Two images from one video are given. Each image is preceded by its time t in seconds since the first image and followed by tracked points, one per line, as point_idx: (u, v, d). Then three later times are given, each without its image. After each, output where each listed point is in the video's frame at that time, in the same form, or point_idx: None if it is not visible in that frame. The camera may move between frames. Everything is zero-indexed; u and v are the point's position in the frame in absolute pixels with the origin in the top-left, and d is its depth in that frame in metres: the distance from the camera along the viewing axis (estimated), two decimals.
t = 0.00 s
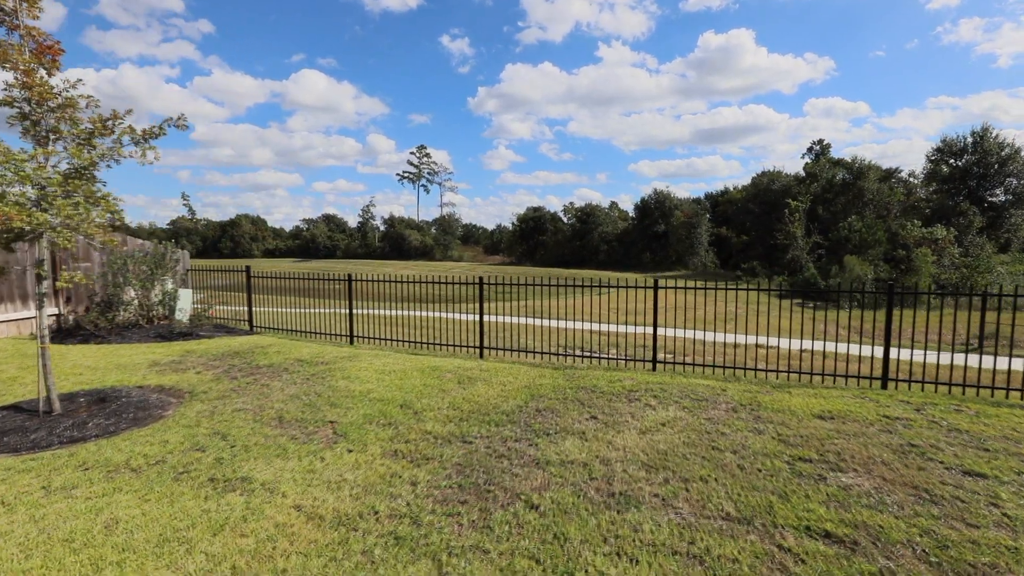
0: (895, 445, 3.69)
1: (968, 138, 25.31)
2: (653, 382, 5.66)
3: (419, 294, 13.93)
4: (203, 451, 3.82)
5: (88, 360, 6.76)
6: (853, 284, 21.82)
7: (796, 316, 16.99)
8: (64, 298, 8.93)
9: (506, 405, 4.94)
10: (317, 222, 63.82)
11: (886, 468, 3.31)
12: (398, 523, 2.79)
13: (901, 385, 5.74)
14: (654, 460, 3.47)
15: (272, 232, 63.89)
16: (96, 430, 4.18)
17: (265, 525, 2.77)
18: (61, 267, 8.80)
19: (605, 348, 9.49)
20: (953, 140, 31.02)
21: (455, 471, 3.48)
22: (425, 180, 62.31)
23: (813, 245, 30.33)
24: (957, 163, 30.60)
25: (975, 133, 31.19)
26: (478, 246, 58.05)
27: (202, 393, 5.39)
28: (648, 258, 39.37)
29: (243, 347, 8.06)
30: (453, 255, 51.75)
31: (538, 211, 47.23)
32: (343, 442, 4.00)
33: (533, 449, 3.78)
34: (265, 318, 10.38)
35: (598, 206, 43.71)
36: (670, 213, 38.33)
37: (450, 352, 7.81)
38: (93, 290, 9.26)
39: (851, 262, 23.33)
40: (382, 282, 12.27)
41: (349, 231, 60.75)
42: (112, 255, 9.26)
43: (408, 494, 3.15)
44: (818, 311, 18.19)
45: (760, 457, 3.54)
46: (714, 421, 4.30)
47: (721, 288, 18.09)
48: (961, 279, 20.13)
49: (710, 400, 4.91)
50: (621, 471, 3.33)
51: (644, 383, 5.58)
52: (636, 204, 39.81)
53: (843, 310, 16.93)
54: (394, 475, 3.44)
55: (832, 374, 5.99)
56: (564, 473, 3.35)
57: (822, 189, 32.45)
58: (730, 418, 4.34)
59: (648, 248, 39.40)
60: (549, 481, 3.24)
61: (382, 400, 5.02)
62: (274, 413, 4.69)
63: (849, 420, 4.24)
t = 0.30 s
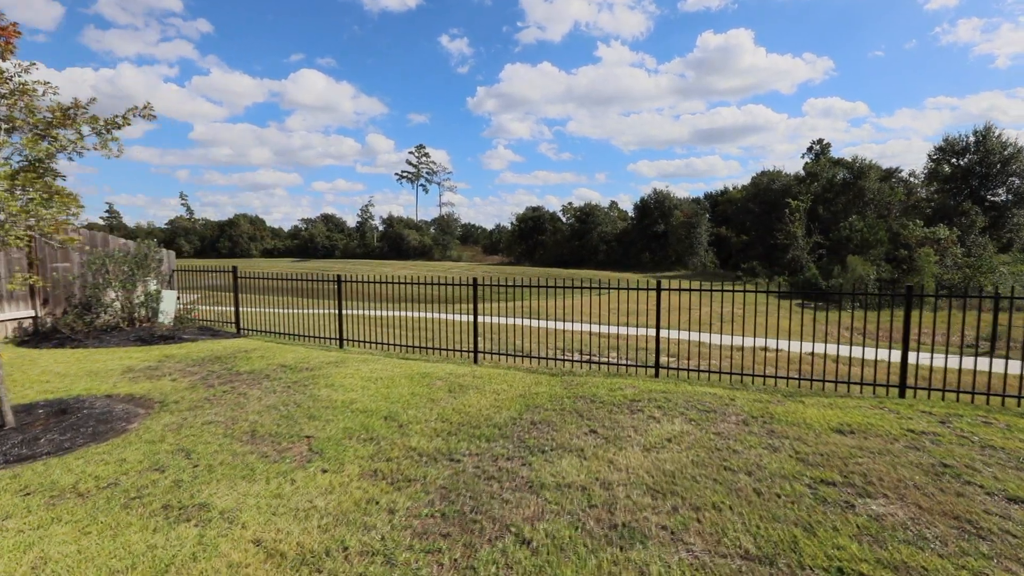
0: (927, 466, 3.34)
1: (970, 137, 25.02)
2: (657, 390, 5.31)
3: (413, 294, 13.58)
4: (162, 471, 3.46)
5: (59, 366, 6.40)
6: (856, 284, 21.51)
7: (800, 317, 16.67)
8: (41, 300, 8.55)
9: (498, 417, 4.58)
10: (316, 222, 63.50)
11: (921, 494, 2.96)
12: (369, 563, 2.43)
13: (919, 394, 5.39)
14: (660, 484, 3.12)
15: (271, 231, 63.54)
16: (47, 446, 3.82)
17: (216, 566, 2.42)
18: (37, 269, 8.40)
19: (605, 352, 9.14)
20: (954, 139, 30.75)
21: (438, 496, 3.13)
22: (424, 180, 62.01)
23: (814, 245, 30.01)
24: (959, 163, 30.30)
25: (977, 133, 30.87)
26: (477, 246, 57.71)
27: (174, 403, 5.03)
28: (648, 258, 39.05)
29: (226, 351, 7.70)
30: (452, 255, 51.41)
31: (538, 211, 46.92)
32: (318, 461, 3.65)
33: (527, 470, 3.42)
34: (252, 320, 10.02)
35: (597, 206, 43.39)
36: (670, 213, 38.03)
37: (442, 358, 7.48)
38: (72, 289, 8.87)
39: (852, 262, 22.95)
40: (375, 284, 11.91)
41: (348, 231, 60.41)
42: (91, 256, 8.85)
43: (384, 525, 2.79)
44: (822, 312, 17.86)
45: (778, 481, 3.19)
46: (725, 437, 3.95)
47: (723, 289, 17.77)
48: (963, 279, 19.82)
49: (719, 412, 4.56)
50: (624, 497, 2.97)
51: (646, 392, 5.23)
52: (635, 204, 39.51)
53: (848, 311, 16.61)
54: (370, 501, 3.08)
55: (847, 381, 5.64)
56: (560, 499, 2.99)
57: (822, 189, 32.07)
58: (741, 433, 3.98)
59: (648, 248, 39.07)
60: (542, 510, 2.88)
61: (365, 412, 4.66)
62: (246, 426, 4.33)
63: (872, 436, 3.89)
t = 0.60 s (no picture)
0: (968, 492, 2.98)
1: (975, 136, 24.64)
2: (662, 400, 4.95)
3: (408, 296, 13.23)
4: (111, 496, 3.10)
5: (27, 373, 6.04)
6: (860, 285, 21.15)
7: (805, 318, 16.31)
8: (18, 302, 8.16)
9: (489, 431, 4.23)
10: (315, 222, 63.15)
11: (966, 527, 2.60)
12: None
13: (941, 403, 5.04)
14: (668, 515, 2.77)
15: (270, 231, 63.21)
16: None
17: None
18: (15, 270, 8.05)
19: (605, 355, 8.77)
20: (958, 138, 30.38)
21: (418, 528, 2.77)
22: (423, 180, 61.68)
23: (816, 245, 29.66)
24: (963, 162, 29.92)
25: (981, 132, 30.47)
26: (477, 247, 57.34)
27: (141, 415, 4.67)
28: (648, 259, 38.69)
29: (208, 356, 7.35)
30: (452, 255, 51.06)
31: (538, 211, 46.55)
32: (288, 484, 3.29)
33: (519, 497, 3.06)
34: (240, 322, 9.68)
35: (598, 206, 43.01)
36: (670, 213, 37.68)
37: (434, 364, 7.14)
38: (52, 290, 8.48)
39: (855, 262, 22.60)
40: (367, 285, 11.56)
41: (347, 231, 60.05)
42: (73, 257, 8.51)
43: (353, 566, 2.43)
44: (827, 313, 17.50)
45: (802, 510, 2.83)
46: (738, 456, 3.59)
47: (726, 290, 17.42)
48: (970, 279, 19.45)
49: (730, 426, 4.20)
50: (627, 532, 2.62)
51: (650, 402, 4.87)
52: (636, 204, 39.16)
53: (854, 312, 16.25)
54: (340, 534, 2.72)
55: (864, 390, 5.27)
56: (556, 533, 2.64)
57: (824, 188, 31.73)
58: (756, 452, 3.62)
59: (648, 248, 38.71)
60: (535, 547, 2.53)
61: (346, 426, 4.30)
62: (214, 443, 3.96)
63: (901, 455, 3.53)
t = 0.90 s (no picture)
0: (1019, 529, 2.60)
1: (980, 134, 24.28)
2: (666, 413, 4.56)
3: (402, 297, 12.84)
4: (40, 533, 2.72)
5: None
6: (864, 285, 20.80)
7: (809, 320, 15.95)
8: None
9: (476, 450, 3.85)
10: (313, 222, 62.78)
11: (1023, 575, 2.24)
12: None
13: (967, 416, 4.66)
14: (677, 559, 2.40)
15: (269, 232, 62.89)
16: None
17: None
18: None
19: (605, 360, 8.39)
20: (961, 137, 30.01)
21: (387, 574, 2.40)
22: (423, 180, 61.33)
23: (818, 245, 29.32)
24: (966, 161, 29.54)
25: (984, 130, 30.08)
26: (476, 247, 56.95)
27: (99, 430, 4.28)
28: (648, 258, 38.36)
29: (186, 362, 6.98)
30: (452, 255, 50.69)
31: (538, 211, 46.18)
32: (246, 516, 2.91)
33: (507, 534, 2.69)
34: (224, 325, 9.31)
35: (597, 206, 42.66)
36: (671, 212, 37.34)
37: (423, 371, 6.75)
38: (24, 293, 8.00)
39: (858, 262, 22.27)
40: (358, 287, 11.18)
41: (347, 231, 59.70)
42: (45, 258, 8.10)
43: None
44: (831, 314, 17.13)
45: (832, 552, 2.45)
46: (753, 481, 3.22)
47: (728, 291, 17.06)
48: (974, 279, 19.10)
49: (741, 444, 3.81)
50: None
51: (653, 415, 4.49)
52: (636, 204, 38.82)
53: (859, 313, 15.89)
54: None
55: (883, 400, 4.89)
56: None
57: (825, 187, 31.40)
58: (773, 477, 3.25)
59: (648, 248, 38.37)
60: None
61: (320, 444, 3.92)
62: (172, 464, 3.58)
63: (935, 481, 3.16)
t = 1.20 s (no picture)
0: None
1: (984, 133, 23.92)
2: (674, 429, 4.21)
3: (396, 298, 12.47)
4: None
5: None
6: (868, 286, 20.46)
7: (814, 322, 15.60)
8: None
9: (465, 471, 3.49)
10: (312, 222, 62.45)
11: None
12: None
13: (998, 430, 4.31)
14: None
15: (268, 232, 62.59)
16: None
17: None
18: None
19: (607, 365, 8.04)
20: (965, 136, 29.64)
21: None
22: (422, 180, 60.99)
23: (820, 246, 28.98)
24: (970, 161, 29.18)
25: (989, 130, 29.70)
26: (476, 247, 56.60)
27: (55, 448, 3.92)
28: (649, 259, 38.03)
29: (165, 368, 6.63)
30: (451, 256, 50.32)
31: (538, 211, 45.86)
32: (200, 555, 2.56)
33: None
34: (210, 328, 8.96)
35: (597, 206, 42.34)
36: (671, 212, 37.02)
37: (413, 378, 6.39)
38: None
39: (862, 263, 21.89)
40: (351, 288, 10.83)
41: (348, 231, 59.35)
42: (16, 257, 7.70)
43: None
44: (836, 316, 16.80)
45: None
46: (775, 511, 2.86)
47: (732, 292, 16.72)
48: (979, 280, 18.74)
49: (758, 466, 3.45)
50: None
51: (659, 430, 4.13)
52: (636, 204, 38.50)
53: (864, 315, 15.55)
54: None
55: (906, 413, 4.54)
56: None
57: (827, 187, 31.09)
58: (796, 507, 2.89)
59: (649, 248, 38.04)
60: None
61: (294, 465, 3.56)
62: (127, 489, 3.21)
63: (981, 512, 2.80)
